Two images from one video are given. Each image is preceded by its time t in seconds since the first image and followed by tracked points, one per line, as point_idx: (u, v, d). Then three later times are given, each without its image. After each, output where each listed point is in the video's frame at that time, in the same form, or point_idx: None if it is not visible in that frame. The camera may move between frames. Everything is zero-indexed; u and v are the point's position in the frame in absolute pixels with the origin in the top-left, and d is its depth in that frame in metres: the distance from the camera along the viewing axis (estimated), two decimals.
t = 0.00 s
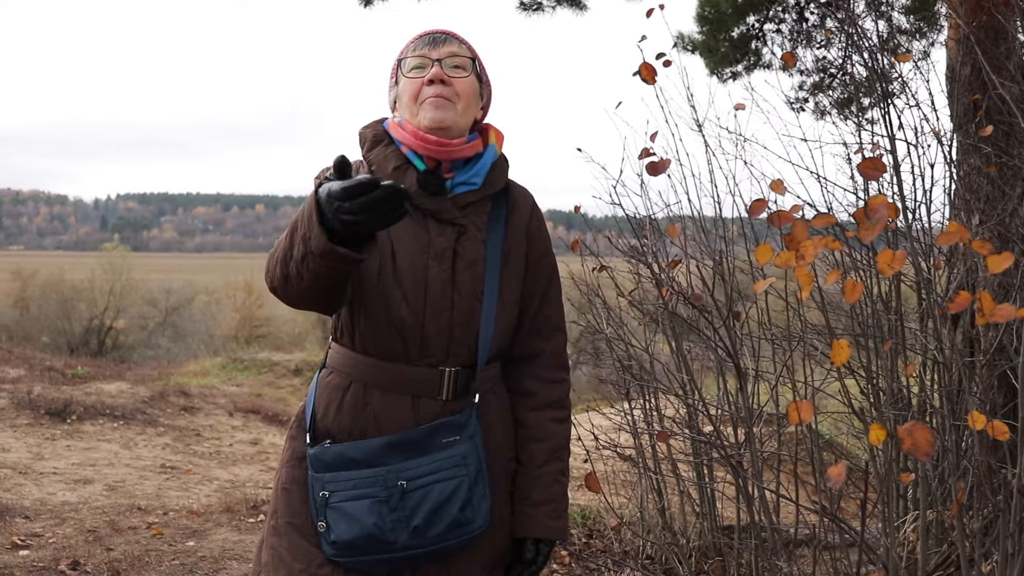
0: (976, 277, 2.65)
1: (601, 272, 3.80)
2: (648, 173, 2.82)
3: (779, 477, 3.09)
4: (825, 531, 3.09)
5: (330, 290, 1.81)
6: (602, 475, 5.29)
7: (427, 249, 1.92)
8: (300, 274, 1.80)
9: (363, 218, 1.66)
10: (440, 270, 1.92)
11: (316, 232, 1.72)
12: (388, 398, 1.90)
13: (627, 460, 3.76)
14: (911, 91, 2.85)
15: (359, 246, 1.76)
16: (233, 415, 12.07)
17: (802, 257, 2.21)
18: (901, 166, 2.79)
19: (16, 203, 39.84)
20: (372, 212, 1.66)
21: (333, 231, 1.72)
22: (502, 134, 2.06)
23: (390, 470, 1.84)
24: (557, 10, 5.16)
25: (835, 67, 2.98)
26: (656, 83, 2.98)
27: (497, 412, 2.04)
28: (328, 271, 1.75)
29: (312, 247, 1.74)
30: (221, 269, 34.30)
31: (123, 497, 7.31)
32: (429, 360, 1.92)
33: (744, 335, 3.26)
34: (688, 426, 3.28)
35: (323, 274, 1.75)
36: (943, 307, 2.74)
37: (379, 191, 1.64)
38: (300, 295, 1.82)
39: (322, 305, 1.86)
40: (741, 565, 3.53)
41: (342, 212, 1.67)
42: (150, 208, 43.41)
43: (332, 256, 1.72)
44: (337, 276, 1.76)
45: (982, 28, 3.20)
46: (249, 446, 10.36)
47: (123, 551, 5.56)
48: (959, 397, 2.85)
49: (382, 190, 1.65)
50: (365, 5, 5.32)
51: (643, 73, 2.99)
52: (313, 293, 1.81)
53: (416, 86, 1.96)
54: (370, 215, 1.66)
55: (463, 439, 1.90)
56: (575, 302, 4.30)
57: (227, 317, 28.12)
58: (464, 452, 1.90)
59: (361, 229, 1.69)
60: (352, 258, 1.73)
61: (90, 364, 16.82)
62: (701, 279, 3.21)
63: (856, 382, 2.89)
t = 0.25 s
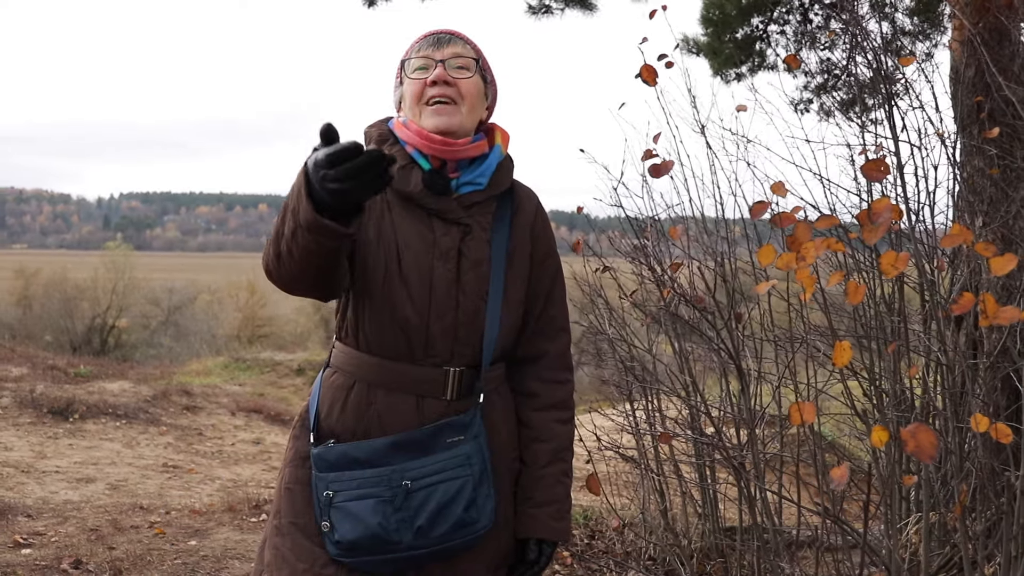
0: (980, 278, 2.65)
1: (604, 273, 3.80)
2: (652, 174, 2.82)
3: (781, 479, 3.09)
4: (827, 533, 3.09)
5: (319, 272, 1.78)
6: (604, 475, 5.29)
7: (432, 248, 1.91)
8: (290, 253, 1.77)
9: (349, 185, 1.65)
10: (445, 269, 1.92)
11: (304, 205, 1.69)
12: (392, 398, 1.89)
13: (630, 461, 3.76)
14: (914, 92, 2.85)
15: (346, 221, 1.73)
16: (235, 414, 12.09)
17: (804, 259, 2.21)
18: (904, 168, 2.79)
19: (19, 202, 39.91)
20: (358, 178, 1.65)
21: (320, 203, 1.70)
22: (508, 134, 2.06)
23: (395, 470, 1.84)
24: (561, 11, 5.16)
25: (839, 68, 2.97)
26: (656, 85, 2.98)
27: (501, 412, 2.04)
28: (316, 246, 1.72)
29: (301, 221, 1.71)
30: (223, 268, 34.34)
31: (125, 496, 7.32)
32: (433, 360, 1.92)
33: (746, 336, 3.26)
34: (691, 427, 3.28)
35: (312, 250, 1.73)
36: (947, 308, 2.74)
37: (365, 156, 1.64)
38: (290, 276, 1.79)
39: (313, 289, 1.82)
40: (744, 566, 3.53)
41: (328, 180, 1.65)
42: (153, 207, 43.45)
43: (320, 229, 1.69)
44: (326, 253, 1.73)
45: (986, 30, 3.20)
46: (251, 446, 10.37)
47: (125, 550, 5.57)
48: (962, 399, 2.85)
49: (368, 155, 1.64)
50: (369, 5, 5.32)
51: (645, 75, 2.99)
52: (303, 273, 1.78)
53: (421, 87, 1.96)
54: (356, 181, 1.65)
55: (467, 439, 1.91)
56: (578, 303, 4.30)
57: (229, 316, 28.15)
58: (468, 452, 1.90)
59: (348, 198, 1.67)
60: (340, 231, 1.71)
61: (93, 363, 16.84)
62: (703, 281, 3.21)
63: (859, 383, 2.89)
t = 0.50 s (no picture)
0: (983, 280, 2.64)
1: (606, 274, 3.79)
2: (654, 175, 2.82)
3: (784, 480, 3.09)
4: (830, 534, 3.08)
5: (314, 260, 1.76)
6: (607, 476, 5.29)
7: (437, 250, 1.91)
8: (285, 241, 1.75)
9: (339, 156, 1.66)
10: (450, 270, 1.91)
11: (296, 185, 1.69)
12: (396, 399, 1.89)
13: (632, 462, 3.76)
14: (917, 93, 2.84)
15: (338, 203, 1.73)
16: (237, 414, 12.09)
17: (808, 260, 2.20)
18: (907, 169, 2.79)
19: (22, 202, 39.97)
20: (348, 149, 1.66)
21: (311, 184, 1.70)
22: (514, 136, 2.06)
23: (399, 471, 1.84)
24: (563, 12, 5.16)
25: (842, 69, 2.97)
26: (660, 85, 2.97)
27: (505, 414, 2.04)
28: (310, 228, 1.71)
29: (293, 203, 1.71)
30: (225, 268, 34.36)
31: (127, 496, 7.33)
32: (438, 361, 1.92)
33: (749, 337, 3.25)
34: (693, 429, 3.28)
35: (305, 232, 1.71)
36: (949, 309, 2.73)
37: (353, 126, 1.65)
38: (285, 265, 1.78)
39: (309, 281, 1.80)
40: (746, 567, 3.53)
41: (318, 155, 1.66)
42: (155, 207, 43.50)
43: (313, 208, 1.69)
44: (319, 235, 1.72)
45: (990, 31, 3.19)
46: (253, 446, 10.37)
47: (127, 551, 5.57)
48: (965, 400, 2.84)
49: (356, 127, 1.66)
50: (372, 6, 5.32)
51: (649, 76, 2.99)
52: (298, 261, 1.76)
53: (432, 90, 1.95)
54: (346, 152, 1.66)
55: (472, 440, 1.90)
56: (580, 304, 4.30)
57: (232, 317, 28.18)
58: (473, 453, 1.90)
59: (338, 172, 1.67)
60: (332, 210, 1.70)
61: (95, 363, 16.86)
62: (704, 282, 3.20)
63: (861, 385, 2.87)
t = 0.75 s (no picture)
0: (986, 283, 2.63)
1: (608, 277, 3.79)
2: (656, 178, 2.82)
3: (785, 483, 3.08)
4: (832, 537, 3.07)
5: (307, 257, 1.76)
6: (608, 479, 5.28)
7: (441, 253, 1.91)
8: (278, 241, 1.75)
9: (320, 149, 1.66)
10: (453, 274, 1.91)
11: (283, 184, 1.70)
12: (399, 402, 1.89)
13: (633, 465, 3.75)
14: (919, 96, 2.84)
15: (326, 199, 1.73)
16: (239, 417, 12.09)
17: (809, 263, 2.20)
18: (909, 172, 2.79)
19: (24, 205, 40.03)
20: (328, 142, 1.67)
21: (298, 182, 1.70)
22: (518, 140, 2.06)
23: (402, 474, 1.84)
24: (565, 15, 5.16)
25: (844, 72, 2.97)
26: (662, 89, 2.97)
27: (508, 418, 2.04)
28: (298, 225, 1.71)
29: (282, 201, 1.71)
30: (227, 270, 34.39)
31: (129, 499, 7.33)
32: (441, 365, 1.91)
33: (750, 339, 3.25)
34: (695, 432, 3.27)
35: (294, 230, 1.71)
36: (951, 312, 2.72)
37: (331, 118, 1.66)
38: (279, 265, 1.78)
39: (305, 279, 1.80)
40: (747, 570, 3.52)
41: (301, 153, 1.67)
42: (157, 209, 43.54)
43: (299, 205, 1.69)
44: (308, 232, 1.72)
45: (992, 34, 3.20)
46: (255, 449, 10.37)
47: (129, 553, 5.57)
48: (967, 403, 2.84)
49: (336, 121, 1.68)
50: (373, 9, 5.33)
51: (650, 79, 2.99)
52: (290, 259, 1.76)
53: (435, 92, 1.96)
54: (327, 145, 1.67)
55: (475, 443, 1.90)
56: (582, 307, 4.30)
57: (234, 319, 28.19)
58: (476, 456, 1.90)
59: (322, 167, 1.67)
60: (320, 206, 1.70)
61: (97, 366, 16.87)
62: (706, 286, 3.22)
63: (863, 388, 2.87)
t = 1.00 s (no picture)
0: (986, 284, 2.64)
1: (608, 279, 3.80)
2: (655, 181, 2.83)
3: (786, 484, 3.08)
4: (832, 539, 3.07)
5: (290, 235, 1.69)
6: (609, 481, 5.28)
7: (441, 255, 1.92)
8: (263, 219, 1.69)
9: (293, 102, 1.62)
10: (453, 275, 1.92)
11: (263, 149, 1.66)
12: (400, 405, 1.89)
13: (634, 467, 3.75)
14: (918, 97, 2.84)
15: (304, 161, 1.67)
16: (240, 421, 12.09)
17: (808, 265, 2.21)
18: (908, 173, 2.79)
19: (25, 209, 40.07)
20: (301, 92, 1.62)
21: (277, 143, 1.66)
22: (518, 143, 2.07)
23: (403, 477, 1.84)
24: (564, 17, 5.17)
25: (844, 73, 2.97)
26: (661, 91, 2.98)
27: (509, 420, 2.04)
28: (278, 192, 1.65)
29: (263, 168, 1.67)
30: (228, 274, 34.40)
31: (130, 503, 7.33)
32: (442, 367, 1.92)
33: (750, 341, 3.25)
34: (695, 434, 3.27)
35: (275, 197, 1.65)
36: (951, 314, 2.72)
37: (301, 67, 1.61)
38: (264, 246, 1.71)
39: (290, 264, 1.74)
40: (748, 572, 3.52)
41: (273, 110, 1.62)
42: (157, 213, 43.56)
43: (278, 167, 1.64)
44: (290, 199, 1.65)
45: (991, 35, 3.20)
46: (256, 453, 10.36)
47: (130, 558, 5.57)
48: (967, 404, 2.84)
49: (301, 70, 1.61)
50: (373, 12, 5.33)
51: (649, 82, 2.99)
52: (275, 234, 1.69)
53: (436, 93, 1.96)
54: (299, 97, 1.62)
55: (476, 445, 1.91)
56: (582, 309, 4.30)
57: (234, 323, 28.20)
58: (477, 458, 1.90)
59: (296, 121, 1.63)
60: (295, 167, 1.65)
61: (98, 370, 16.87)
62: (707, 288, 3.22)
63: (864, 389, 2.87)
